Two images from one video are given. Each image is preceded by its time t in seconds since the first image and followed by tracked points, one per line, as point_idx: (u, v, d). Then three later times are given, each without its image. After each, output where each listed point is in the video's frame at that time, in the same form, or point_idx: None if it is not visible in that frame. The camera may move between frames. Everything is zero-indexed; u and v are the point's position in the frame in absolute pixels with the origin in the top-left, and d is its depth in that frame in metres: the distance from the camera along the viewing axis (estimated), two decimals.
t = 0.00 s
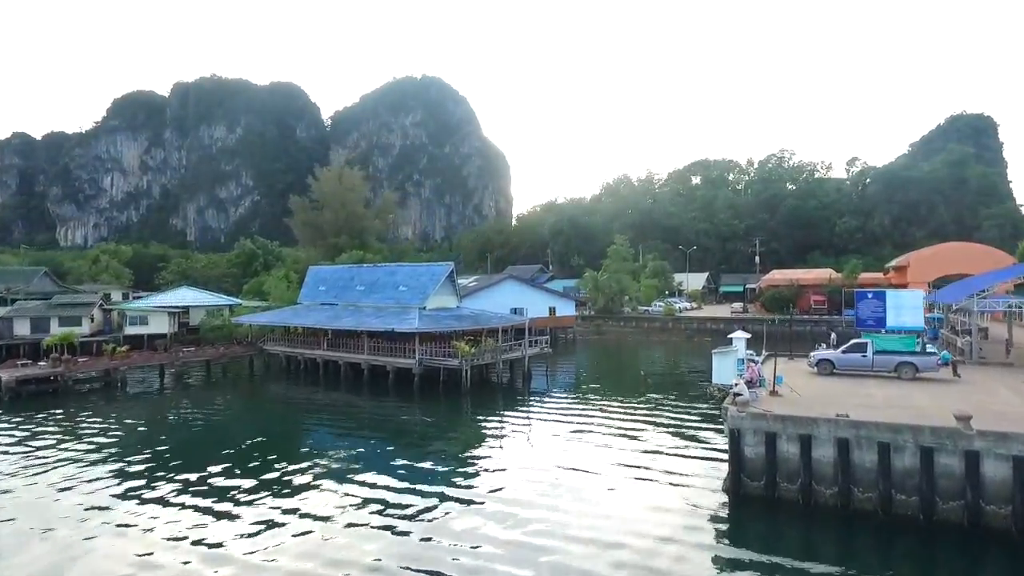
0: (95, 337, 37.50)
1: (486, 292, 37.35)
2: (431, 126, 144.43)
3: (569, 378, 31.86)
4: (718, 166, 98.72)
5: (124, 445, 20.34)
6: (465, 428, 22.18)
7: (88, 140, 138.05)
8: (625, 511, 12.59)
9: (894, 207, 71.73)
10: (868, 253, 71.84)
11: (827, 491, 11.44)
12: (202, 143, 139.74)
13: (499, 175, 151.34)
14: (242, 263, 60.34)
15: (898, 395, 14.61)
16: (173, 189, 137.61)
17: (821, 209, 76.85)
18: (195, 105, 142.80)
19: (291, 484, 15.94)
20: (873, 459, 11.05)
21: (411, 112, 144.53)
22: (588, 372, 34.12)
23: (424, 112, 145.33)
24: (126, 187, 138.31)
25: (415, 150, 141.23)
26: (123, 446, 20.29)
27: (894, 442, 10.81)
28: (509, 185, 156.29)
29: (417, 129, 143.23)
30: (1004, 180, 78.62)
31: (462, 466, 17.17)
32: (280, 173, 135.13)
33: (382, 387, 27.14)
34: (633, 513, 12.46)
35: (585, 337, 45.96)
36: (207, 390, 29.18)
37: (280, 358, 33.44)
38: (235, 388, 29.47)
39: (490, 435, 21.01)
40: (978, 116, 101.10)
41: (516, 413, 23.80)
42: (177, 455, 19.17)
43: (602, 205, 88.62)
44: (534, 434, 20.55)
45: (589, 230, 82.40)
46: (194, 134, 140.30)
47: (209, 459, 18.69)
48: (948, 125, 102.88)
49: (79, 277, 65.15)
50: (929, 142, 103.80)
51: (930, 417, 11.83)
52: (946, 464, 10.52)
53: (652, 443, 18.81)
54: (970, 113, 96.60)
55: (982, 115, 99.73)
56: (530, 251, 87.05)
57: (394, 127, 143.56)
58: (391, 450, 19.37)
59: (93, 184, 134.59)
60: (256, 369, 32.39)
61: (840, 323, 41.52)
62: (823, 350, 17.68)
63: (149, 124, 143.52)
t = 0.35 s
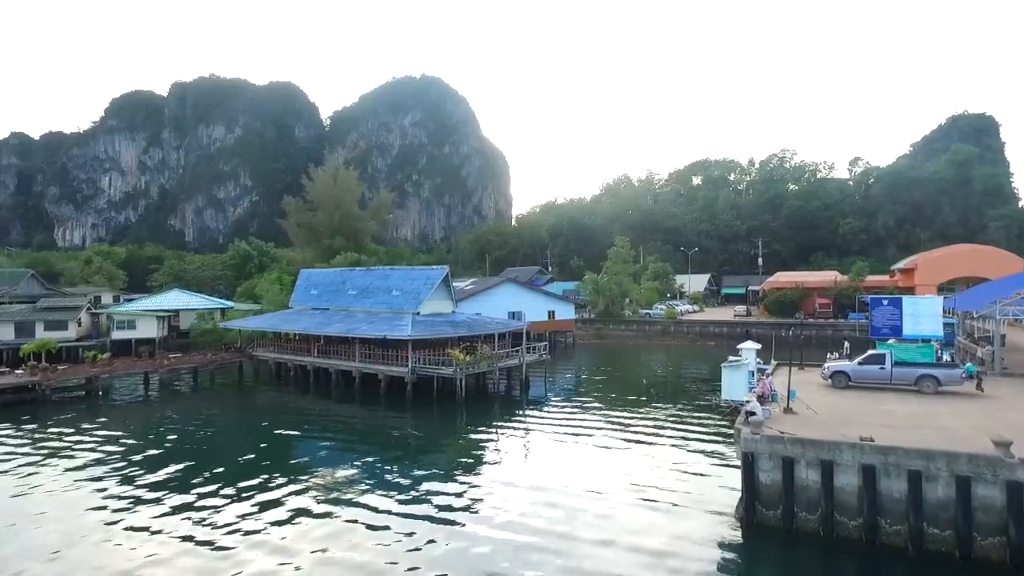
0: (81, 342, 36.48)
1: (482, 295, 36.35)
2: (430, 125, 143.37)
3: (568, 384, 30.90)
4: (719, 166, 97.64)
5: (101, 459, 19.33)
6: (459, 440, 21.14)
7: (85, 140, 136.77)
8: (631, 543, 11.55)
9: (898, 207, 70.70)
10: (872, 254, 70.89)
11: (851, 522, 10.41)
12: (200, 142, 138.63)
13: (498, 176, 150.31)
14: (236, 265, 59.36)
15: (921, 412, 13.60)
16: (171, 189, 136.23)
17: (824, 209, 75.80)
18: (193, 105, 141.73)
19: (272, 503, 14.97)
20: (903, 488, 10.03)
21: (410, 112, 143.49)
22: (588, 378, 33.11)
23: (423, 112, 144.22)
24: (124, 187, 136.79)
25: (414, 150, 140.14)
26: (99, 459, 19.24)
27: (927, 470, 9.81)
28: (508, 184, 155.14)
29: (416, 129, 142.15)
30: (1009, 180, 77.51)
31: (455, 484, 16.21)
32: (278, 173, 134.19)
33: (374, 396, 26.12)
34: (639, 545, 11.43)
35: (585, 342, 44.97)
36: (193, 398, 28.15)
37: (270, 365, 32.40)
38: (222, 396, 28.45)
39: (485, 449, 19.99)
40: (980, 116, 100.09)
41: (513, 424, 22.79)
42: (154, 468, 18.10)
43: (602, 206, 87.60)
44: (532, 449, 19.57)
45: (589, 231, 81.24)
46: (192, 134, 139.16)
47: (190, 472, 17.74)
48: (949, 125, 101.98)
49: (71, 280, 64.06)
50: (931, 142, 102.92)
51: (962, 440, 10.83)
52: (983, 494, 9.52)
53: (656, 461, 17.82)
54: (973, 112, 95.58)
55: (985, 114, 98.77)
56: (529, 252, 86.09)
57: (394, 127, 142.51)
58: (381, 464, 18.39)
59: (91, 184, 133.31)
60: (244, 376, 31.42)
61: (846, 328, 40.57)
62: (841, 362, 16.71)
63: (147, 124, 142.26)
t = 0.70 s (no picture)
0: (67, 347, 35.47)
1: (480, 299, 35.39)
2: (429, 125, 142.39)
3: (566, 391, 29.92)
4: (720, 166, 96.64)
5: (77, 474, 18.34)
6: (453, 454, 20.14)
7: (83, 140, 135.45)
8: None
9: (903, 208, 69.69)
10: (876, 256, 69.85)
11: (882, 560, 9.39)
12: (199, 142, 137.54)
13: (498, 176, 149.21)
14: (230, 268, 58.39)
15: (948, 431, 12.59)
16: (170, 189, 134.85)
17: (828, 210, 74.72)
18: (191, 105, 140.76)
19: (252, 527, 13.96)
20: (940, 524, 9.02)
21: (409, 112, 142.59)
22: (589, 385, 32.18)
23: (422, 112, 143.28)
24: (122, 187, 135.24)
25: (413, 150, 139.12)
26: (75, 475, 18.24)
27: (967, 505, 8.80)
28: (508, 185, 153.98)
29: (415, 129, 141.20)
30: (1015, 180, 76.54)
31: (447, 506, 15.17)
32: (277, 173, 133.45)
33: (366, 405, 25.10)
34: None
35: (585, 346, 43.96)
36: (180, 407, 27.16)
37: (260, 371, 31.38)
38: (210, 405, 27.46)
39: (480, 464, 18.98)
40: (983, 116, 99.19)
41: (510, 436, 21.82)
42: (130, 486, 17.06)
43: (603, 206, 86.50)
44: (529, 465, 18.58)
45: (590, 232, 80.15)
46: (191, 134, 138.02)
47: (170, 490, 16.76)
48: (950, 125, 101.14)
49: (62, 282, 62.96)
50: (934, 142, 101.99)
51: (1001, 469, 9.85)
52: None
53: (660, 480, 16.82)
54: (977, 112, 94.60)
55: (987, 114, 97.93)
56: (528, 253, 85.16)
57: (393, 127, 141.56)
58: (369, 480, 17.41)
59: (89, 185, 131.91)
60: (233, 383, 30.42)
61: (852, 330, 39.58)
62: (858, 375, 15.70)
63: (145, 124, 141.04)
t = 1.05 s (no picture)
0: (53, 351, 34.63)
1: (477, 302, 34.46)
2: (429, 125, 141.44)
3: (565, 398, 29.03)
4: (721, 166, 95.80)
5: (52, 490, 17.41)
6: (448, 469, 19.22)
7: (82, 140, 134.14)
8: None
9: (908, 209, 68.74)
10: (880, 258, 68.94)
11: None
12: (197, 142, 136.49)
13: (498, 176, 148.16)
14: (225, 269, 57.45)
15: (977, 452, 11.66)
16: (168, 189, 133.65)
17: (830, 211, 73.83)
18: (191, 105, 139.70)
19: (230, 554, 13.00)
20: (981, 564, 8.11)
21: (409, 112, 141.72)
22: (590, 391, 31.27)
23: (422, 112, 142.44)
24: (121, 187, 133.83)
25: (412, 150, 138.16)
26: (50, 491, 17.34)
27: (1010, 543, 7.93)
28: (507, 185, 152.89)
29: (414, 129, 140.24)
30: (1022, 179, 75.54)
31: (439, 529, 14.26)
32: (276, 173, 132.67)
33: (358, 415, 24.17)
34: None
35: (585, 350, 43.00)
36: (166, 415, 26.25)
37: (250, 377, 30.42)
38: (198, 413, 26.55)
39: (474, 479, 18.07)
40: (985, 116, 98.39)
41: (506, 448, 20.90)
42: (105, 505, 16.10)
43: (603, 207, 85.58)
44: (527, 480, 17.67)
45: (590, 233, 79.12)
46: (189, 134, 137.13)
47: (147, 509, 15.82)
48: (952, 125, 100.28)
49: (55, 284, 62.06)
50: (935, 142, 101.22)
51: None
52: None
53: (665, 499, 15.92)
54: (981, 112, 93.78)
55: (989, 114, 97.18)
56: (528, 254, 84.41)
57: (392, 127, 140.69)
58: (358, 499, 16.43)
59: (87, 185, 130.46)
60: (223, 390, 29.47)
61: (859, 335, 38.68)
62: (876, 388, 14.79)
63: (144, 124, 139.86)
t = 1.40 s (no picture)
0: (40, 357, 33.65)
1: (474, 307, 33.55)
2: (429, 125, 140.51)
3: (565, 405, 28.10)
4: (722, 167, 94.91)
5: (25, 510, 16.47)
6: (443, 484, 18.33)
7: (80, 140, 132.84)
8: None
9: (913, 210, 67.78)
10: (884, 259, 67.94)
11: None
12: (196, 142, 135.44)
13: (498, 176, 147.29)
14: (220, 272, 56.52)
15: (1014, 478, 10.77)
16: (167, 189, 132.50)
17: (833, 212, 72.94)
18: (190, 105, 138.30)
19: None
20: None
21: (409, 112, 140.84)
22: (591, 397, 30.36)
23: (422, 112, 141.60)
24: (120, 187, 132.55)
25: (412, 150, 137.27)
26: (20, 511, 16.38)
27: None
28: (508, 185, 151.95)
29: (414, 129, 139.40)
30: None
31: (434, 556, 13.34)
32: (275, 173, 131.88)
33: (350, 425, 23.26)
34: None
35: (586, 354, 42.07)
36: (150, 425, 25.29)
37: (240, 385, 29.45)
38: (185, 422, 25.60)
39: (470, 497, 17.18)
40: (987, 116, 97.65)
41: (504, 461, 19.99)
42: (76, 527, 15.15)
43: (605, 207, 84.77)
44: (527, 497, 16.78)
45: (591, 235, 78.05)
46: (188, 133, 136.19)
47: (122, 532, 14.81)
48: (954, 125, 99.46)
49: (48, 287, 61.08)
50: (937, 142, 100.45)
51: None
52: None
53: (670, 519, 15.03)
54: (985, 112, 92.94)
55: (991, 114, 96.39)
56: (528, 256, 83.63)
57: (392, 127, 139.79)
58: (346, 520, 15.52)
59: (86, 185, 128.83)
60: (212, 397, 28.57)
61: (867, 340, 37.73)
62: (898, 404, 13.89)
63: (143, 124, 138.65)
